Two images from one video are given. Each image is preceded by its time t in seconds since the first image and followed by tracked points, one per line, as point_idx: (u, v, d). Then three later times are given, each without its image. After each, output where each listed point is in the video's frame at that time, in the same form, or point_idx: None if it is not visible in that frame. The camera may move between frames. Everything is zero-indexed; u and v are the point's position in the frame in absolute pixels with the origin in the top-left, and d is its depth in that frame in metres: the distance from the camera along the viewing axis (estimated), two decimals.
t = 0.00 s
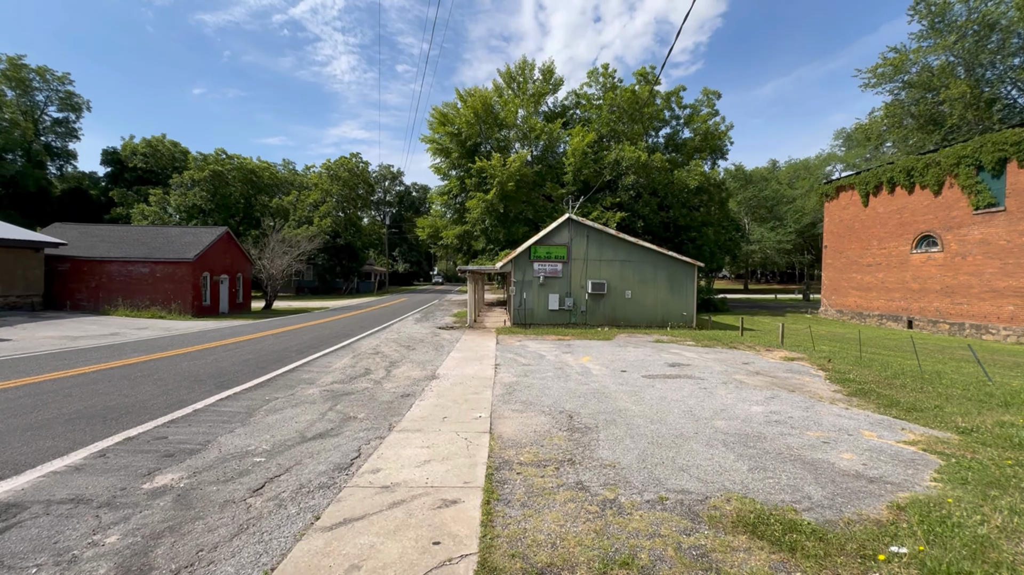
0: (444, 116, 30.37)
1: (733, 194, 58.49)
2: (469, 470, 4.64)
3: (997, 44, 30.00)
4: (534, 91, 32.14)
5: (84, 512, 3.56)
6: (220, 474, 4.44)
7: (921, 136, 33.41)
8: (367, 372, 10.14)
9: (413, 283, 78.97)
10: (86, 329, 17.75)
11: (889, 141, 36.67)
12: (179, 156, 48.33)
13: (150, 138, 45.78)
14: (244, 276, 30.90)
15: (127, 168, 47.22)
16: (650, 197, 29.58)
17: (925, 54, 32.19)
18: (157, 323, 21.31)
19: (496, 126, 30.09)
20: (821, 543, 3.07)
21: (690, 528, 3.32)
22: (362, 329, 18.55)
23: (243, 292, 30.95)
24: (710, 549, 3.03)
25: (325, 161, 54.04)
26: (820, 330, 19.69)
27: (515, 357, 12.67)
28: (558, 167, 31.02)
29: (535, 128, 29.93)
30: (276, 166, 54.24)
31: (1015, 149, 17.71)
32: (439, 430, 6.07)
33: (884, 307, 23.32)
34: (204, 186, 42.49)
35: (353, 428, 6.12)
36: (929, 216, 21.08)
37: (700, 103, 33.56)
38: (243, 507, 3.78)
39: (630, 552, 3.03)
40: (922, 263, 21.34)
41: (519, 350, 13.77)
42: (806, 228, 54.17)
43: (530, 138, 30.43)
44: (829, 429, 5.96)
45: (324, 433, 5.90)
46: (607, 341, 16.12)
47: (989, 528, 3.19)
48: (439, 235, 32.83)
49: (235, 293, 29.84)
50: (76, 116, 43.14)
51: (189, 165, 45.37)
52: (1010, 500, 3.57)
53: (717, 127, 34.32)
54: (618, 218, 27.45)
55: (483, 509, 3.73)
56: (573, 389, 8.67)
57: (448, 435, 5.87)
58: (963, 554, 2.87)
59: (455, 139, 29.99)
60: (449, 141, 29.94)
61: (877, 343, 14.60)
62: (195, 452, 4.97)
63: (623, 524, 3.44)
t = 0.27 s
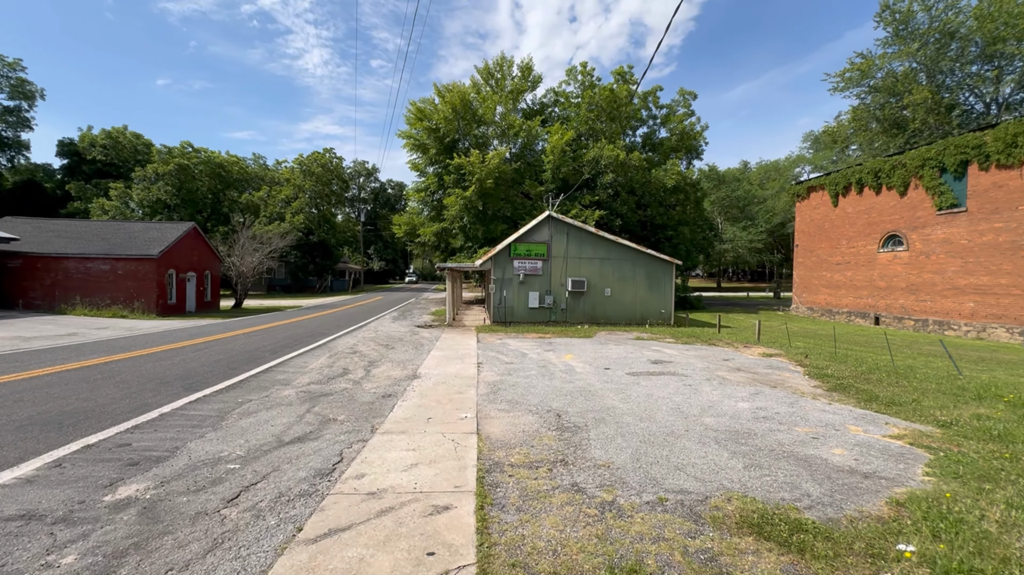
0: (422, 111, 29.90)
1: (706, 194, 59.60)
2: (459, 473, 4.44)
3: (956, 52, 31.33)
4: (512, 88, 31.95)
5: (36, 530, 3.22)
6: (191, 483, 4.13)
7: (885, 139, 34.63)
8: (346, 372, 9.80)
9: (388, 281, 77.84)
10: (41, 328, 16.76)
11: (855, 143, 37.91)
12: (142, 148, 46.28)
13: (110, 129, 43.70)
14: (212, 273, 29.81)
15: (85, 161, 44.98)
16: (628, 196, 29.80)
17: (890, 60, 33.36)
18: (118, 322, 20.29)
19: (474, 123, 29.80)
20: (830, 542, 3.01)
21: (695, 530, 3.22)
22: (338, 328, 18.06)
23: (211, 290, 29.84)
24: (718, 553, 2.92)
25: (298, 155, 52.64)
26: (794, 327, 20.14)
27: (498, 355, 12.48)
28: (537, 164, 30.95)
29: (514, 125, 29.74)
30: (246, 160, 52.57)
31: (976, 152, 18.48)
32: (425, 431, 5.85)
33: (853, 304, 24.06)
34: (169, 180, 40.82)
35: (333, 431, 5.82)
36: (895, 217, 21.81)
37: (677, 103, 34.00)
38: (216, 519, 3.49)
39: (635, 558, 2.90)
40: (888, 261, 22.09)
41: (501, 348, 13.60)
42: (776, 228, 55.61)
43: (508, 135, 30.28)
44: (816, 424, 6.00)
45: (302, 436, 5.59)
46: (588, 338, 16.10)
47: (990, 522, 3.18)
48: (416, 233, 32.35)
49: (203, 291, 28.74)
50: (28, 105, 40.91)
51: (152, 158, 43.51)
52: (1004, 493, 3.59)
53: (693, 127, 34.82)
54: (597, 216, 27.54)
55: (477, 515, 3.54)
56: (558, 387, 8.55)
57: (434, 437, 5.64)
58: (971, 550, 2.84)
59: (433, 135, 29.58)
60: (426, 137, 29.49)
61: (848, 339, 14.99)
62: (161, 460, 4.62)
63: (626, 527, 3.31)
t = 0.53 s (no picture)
0: (367, 111, 29.00)
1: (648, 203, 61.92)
2: (415, 492, 4.16)
3: (867, 78, 34.42)
4: (460, 92, 31.70)
5: None
6: (102, 519, 3.59)
7: (807, 155, 37.43)
8: (286, 384, 9.14)
9: (330, 286, 74.83)
10: None
11: (781, 158, 40.70)
12: (48, 140, 41.86)
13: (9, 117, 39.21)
14: (132, 278, 27.33)
15: None
16: (575, 202, 30.31)
17: (810, 82, 36.14)
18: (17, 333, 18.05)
19: (421, 126, 29.23)
20: (795, 546, 3.03)
21: (665, 541, 3.15)
22: (276, 336, 16.99)
23: (130, 296, 27.33)
24: (690, 565, 2.86)
25: (231, 153, 49.58)
26: (731, 330, 21.15)
27: (448, 362, 12.16)
28: (486, 169, 30.84)
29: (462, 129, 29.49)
30: (172, 157, 48.86)
31: (887, 169, 20.23)
32: (375, 446, 5.50)
33: (782, 308, 25.67)
34: (80, 176, 37.12)
35: (272, 450, 5.33)
36: (819, 227, 23.49)
37: (621, 114, 35.04)
38: (132, 561, 3.03)
39: None
40: (813, 268, 23.77)
41: (451, 355, 13.28)
42: (712, 236, 58.68)
43: (456, 140, 29.94)
44: (764, 425, 6.20)
45: (237, 458, 5.08)
46: (539, 344, 16.09)
47: (935, 517, 3.32)
48: (360, 236, 31.26)
49: (121, 297, 26.26)
50: None
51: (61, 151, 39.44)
52: (941, 488, 3.80)
53: (636, 138, 36.00)
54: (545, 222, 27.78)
55: (438, 539, 3.29)
56: (513, 394, 8.38)
57: (385, 452, 5.30)
58: (924, 547, 2.94)
59: (379, 137, 28.77)
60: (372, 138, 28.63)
61: (781, 341, 15.90)
62: (63, 493, 4.00)
63: (596, 543, 3.18)
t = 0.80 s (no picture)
0: (285, 109, 27.36)
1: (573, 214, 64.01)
2: (345, 515, 3.81)
3: (765, 106, 38.14)
4: (387, 94, 30.88)
5: None
6: None
7: (715, 173, 40.66)
8: (189, 402, 8.18)
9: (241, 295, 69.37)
10: None
11: (693, 175, 43.86)
12: None
13: None
14: None
15: None
16: (504, 211, 30.53)
17: (717, 107, 39.37)
18: None
19: (345, 127, 28.08)
20: (735, 543, 3.11)
21: (613, 549, 3.10)
22: (178, 348, 15.31)
23: None
24: (641, 571, 2.84)
25: (124, 147, 44.56)
26: (652, 335, 22.25)
27: (376, 373, 11.58)
28: (414, 175, 30.21)
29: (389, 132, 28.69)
30: (49, 147, 42.96)
31: (783, 188, 22.42)
32: (298, 466, 5.02)
33: (696, 314, 27.47)
34: None
35: (174, 478, 4.68)
36: (727, 239, 25.48)
37: (548, 126, 35.97)
38: None
39: None
40: (722, 277, 25.70)
41: (379, 366, 12.68)
42: (632, 247, 61.81)
43: (382, 144, 29.12)
44: (691, 425, 6.47)
45: (129, 489, 4.39)
46: (470, 352, 15.86)
47: (851, 505, 3.59)
48: (276, 241, 29.28)
49: None
50: None
51: None
52: (851, 477, 4.13)
53: (562, 150, 37.08)
54: (475, 230, 27.69)
55: (374, 566, 3.01)
56: (446, 404, 8.11)
57: (310, 472, 4.85)
58: (845, 533, 3.15)
59: (298, 136, 27.23)
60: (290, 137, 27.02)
61: (697, 345, 16.94)
62: None
63: (544, 555, 3.07)
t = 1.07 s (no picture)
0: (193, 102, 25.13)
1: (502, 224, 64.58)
2: (267, 551, 3.42)
3: (680, 128, 40.96)
4: (309, 94, 29.41)
5: None
6: None
7: (636, 189, 42.95)
8: (70, 430, 7.06)
9: (136, 305, 62.37)
10: None
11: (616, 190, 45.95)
12: None
13: None
14: None
15: None
16: (434, 219, 30.09)
17: (638, 126, 41.70)
18: None
19: (263, 126, 26.31)
20: (679, 550, 3.15)
21: (561, 566, 3.03)
22: (56, 366, 13.33)
23: None
24: None
25: None
26: (580, 343, 22.83)
27: (296, 389, 10.77)
28: (338, 179, 28.94)
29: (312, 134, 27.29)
30: None
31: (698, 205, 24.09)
32: (209, 498, 4.47)
33: (620, 322, 28.63)
34: None
35: (51, 522, 3.97)
36: (648, 251, 26.88)
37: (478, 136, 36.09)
38: None
39: None
40: (644, 287, 27.03)
41: (300, 381, 11.82)
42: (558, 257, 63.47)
43: (304, 146, 27.62)
44: (625, 431, 6.62)
45: None
46: (399, 364, 15.31)
47: (776, 503, 3.80)
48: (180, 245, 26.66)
49: None
50: None
51: None
52: (774, 476, 4.39)
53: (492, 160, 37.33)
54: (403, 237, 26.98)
55: None
56: (377, 420, 7.68)
57: (224, 504, 4.34)
58: (776, 531, 3.31)
59: (208, 133, 25.11)
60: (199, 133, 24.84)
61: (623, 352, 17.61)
62: None
63: None
